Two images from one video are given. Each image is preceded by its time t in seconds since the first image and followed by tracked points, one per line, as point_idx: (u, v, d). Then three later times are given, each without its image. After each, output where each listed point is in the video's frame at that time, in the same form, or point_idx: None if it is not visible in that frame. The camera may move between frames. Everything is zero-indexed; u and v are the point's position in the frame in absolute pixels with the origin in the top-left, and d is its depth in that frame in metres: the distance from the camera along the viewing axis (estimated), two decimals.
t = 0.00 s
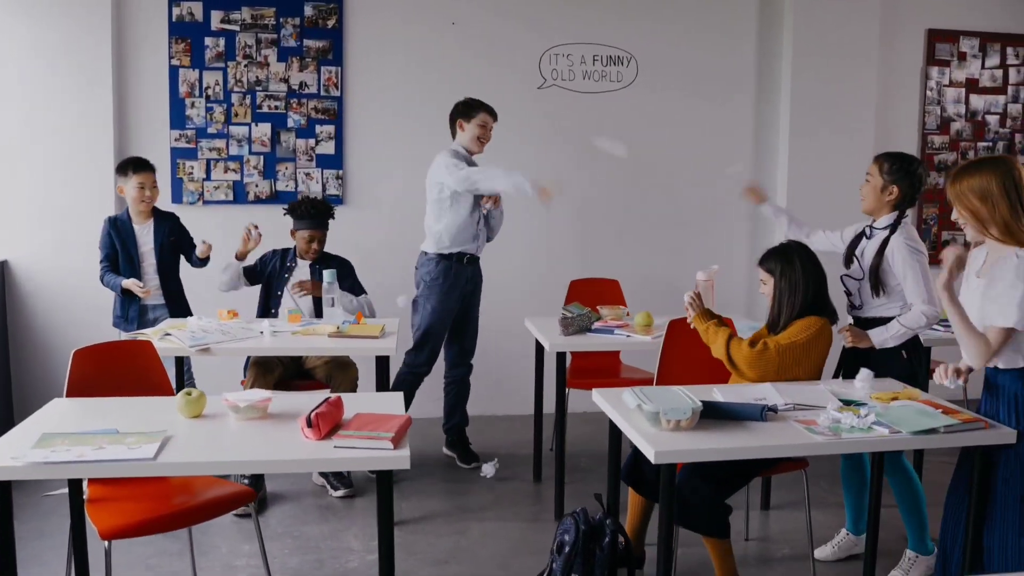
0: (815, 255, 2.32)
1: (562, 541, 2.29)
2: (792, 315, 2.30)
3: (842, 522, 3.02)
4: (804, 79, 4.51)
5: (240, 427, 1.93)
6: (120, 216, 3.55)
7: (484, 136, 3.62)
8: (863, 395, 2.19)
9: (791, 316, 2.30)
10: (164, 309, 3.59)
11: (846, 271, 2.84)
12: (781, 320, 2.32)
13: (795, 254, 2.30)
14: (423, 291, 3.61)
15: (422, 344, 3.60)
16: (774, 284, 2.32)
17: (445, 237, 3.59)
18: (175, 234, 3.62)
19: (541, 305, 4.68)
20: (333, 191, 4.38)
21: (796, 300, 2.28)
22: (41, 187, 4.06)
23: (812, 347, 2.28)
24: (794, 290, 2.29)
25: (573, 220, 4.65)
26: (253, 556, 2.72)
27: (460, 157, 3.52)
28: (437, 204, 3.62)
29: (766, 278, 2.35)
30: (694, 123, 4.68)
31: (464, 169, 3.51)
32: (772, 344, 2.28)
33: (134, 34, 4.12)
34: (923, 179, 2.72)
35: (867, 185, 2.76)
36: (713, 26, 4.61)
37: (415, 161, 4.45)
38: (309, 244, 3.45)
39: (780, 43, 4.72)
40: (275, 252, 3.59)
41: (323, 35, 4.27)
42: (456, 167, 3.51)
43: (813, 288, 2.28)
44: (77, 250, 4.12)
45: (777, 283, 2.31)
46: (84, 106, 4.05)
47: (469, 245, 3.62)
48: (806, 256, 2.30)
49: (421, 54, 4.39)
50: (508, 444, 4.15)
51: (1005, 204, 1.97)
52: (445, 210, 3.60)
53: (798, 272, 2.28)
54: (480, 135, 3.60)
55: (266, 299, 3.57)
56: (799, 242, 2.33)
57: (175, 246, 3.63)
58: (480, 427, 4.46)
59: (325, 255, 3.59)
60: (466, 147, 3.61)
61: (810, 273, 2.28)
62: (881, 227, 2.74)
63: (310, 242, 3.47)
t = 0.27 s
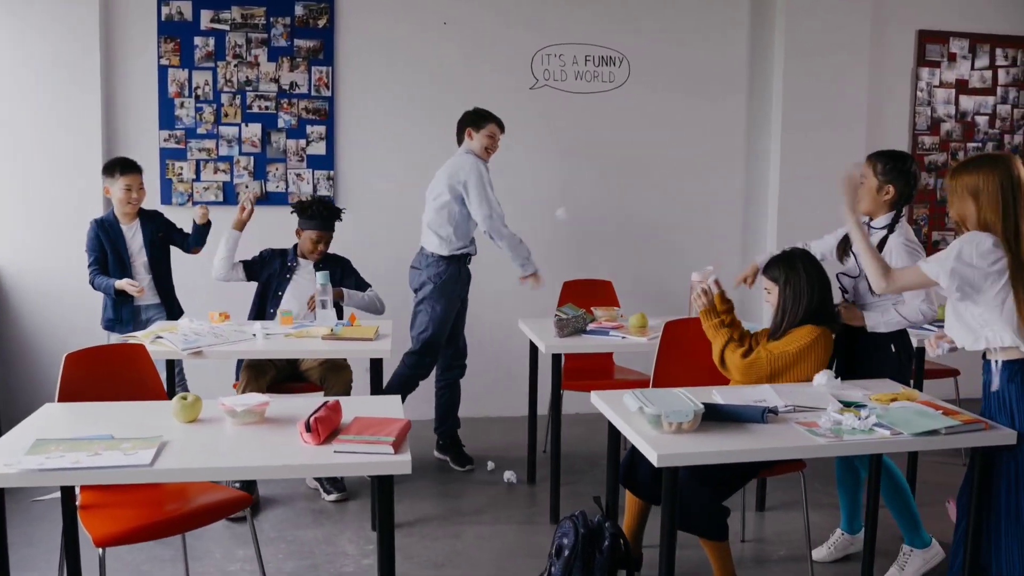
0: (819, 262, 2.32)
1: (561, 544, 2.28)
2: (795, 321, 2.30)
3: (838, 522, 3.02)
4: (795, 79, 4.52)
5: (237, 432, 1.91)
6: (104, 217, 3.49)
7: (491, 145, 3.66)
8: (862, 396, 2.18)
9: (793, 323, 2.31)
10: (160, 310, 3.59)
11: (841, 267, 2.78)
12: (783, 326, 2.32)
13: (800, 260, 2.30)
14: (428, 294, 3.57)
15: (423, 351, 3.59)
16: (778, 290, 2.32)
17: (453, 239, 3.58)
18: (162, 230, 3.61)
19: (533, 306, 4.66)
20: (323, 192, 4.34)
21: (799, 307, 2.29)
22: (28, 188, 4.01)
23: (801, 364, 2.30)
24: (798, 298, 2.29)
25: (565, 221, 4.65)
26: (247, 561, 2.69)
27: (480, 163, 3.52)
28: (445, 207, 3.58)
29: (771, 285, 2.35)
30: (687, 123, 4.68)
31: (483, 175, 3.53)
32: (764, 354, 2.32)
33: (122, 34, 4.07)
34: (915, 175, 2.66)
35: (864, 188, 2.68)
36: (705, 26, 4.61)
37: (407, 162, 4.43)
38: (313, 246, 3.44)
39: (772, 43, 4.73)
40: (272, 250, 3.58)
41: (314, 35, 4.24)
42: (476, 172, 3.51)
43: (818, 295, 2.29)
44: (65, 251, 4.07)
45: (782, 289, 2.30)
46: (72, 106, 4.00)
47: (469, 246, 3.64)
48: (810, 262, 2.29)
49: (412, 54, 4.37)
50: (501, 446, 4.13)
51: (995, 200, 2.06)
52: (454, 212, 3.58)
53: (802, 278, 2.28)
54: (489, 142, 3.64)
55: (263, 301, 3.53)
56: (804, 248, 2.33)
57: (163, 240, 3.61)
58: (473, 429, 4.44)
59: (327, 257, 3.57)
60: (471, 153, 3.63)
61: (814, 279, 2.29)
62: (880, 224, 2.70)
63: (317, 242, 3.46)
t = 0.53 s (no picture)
0: (818, 264, 2.31)
1: (558, 547, 2.27)
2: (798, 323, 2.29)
3: (831, 523, 3.03)
4: (785, 79, 4.53)
5: (231, 436, 1.88)
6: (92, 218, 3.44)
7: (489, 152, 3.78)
8: (859, 397, 2.18)
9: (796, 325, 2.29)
10: (152, 312, 3.55)
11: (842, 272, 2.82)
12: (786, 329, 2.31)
13: (799, 263, 2.30)
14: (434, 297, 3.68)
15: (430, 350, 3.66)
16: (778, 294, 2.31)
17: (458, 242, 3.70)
18: (151, 231, 3.56)
19: (524, 306, 4.65)
20: (313, 192, 4.31)
21: (800, 308, 2.27)
22: (12, 189, 3.95)
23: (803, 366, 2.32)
24: (798, 300, 2.27)
25: (556, 221, 4.63)
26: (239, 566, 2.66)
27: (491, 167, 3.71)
28: (454, 211, 3.69)
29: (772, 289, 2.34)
30: (677, 123, 4.68)
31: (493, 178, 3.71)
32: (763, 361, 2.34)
33: (108, 32, 4.02)
34: (914, 181, 2.69)
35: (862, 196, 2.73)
36: (694, 26, 4.61)
37: (397, 162, 4.40)
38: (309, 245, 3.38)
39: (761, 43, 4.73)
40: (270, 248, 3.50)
41: (303, 34, 4.20)
42: (487, 175, 3.69)
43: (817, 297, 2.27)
44: (50, 252, 4.01)
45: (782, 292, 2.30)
46: (57, 105, 3.95)
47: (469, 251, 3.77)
48: (808, 266, 2.29)
49: (402, 53, 4.34)
50: (493, 447, 4.11)
51: (1002, 201, 1.96)
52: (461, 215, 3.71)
53: (801, 280, 2.28)
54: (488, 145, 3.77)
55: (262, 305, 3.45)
56: (803, 251, 2.33)
57: (151, 242, 3.57)
58: (464, 430, 4.42)
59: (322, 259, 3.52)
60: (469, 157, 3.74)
61: (813, 281, 2.28)
62: (883, 233, 2.71)
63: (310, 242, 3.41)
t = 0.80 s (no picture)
0: (814, 260, 2.29)
1: (558, 550, 2.26)
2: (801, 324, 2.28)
3: (829, 524, 3.02)
4: (777, 79, 4.53)
5: (228, 440, 1.86)
6: (86, 217, 3.40)
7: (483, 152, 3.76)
8: (860, 398, 2.18)
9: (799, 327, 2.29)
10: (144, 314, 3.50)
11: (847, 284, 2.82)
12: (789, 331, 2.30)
13: (797, 262, 2.28)
14: (434, 299, 3.68)
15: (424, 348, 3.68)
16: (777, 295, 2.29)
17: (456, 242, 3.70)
18: (144, 235, 3.52)
19: (517, 306, 4.63)
20: (304, 192, 4.27)
21: (800, 309, 2.26)
22: None
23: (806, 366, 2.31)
24: (796, 299, 2.26)
25: (549, 221, 4.62)
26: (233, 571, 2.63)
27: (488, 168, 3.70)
28: (451, 211, 3.68)
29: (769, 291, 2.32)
30: (670, 123, 4.67)
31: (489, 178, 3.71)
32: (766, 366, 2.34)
33: (96, 30, 3.97)
34: (915, 189, 2.69)
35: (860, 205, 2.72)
36: (688, 26, 4.60)
37: (389, 161, 4.37)
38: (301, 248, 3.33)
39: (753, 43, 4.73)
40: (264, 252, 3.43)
41: (294, 32, 4.16)
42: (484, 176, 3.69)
43: (814, 296, 2.26)
44: (38, 253, 3.95)
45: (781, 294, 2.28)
46: (44, 104, 3.89)
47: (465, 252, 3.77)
48: (806, 264, 2.27)
49: (394, 51, 4.31)
50: (488, 448, 4.09)
51: (1015, 203, 1.96)
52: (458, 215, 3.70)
53: (800, 280, 2.26)
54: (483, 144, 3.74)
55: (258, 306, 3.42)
56: (800, 249, 2.31)
57: (143, 246, 3.52)
58: (458, 431, 4.40)
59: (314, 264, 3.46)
60: (464, 157, 3.73)
61: (812, 280, 2.27)
62: (884, 242, 2.70)
63: (301, 246, 3.34)
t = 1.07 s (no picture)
0: (822, 259, 2.28)
1: (559, 553, 2.24)
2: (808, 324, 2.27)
3: (827, 524, 3.01)
4: (771, 78, 4.53)
5: (226, 445, 1.82)
6: (85, 216, 3.36)
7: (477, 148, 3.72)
8: (863, 399, 2.17)
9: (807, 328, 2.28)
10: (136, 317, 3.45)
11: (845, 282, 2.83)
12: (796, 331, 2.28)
13: (805, 259, 2.26)
14: (428, 299, 3.66)
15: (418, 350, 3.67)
16: (783, 292, 2.27)
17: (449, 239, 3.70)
18: (141, 238, 3.46)
19: (511, 307, 4.61)
20: (296, 192, 4.23)
21: (808, 308, 2.25)
22: None
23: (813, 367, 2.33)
24: (801, 296, 2.25)
25: (543, 221, 4.59)
26: None
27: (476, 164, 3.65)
28: (441, 208, 3.68)
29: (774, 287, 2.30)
30: (664, 122, 4.66)
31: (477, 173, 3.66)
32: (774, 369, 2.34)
33: (84, 28, 3.91)
34: (913, 188, 2.71)
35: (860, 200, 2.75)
36: (681, 24, 4.59)
37: (382, 161, 4.33)
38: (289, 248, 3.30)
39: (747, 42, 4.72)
40: (252, 254, 3.37)
41: (285, 31, 4.12)
42: (472, 173, 3.63)
43: (821, 295, 2.25)
44: (25, 254, 3.89)
45: (787, 292, 2.26)
46: (32, 103, 3.83)
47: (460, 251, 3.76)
48: (814, 262, 2.26)
49: (387, 50, 4.27)
50: (483, 450, 4.06)
51: None
52: (448, 212, 3.69)
53: (807, 278, 2.25)
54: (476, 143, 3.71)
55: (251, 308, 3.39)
56: (807, 246, 2.30)
57: (139, 250, 3.46)
58: (452, 433, 4.37)
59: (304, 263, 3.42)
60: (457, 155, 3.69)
61: (817, 278, 2.26)
62: (879, 240, 2.71)
63: (287, 246, 3.32)
